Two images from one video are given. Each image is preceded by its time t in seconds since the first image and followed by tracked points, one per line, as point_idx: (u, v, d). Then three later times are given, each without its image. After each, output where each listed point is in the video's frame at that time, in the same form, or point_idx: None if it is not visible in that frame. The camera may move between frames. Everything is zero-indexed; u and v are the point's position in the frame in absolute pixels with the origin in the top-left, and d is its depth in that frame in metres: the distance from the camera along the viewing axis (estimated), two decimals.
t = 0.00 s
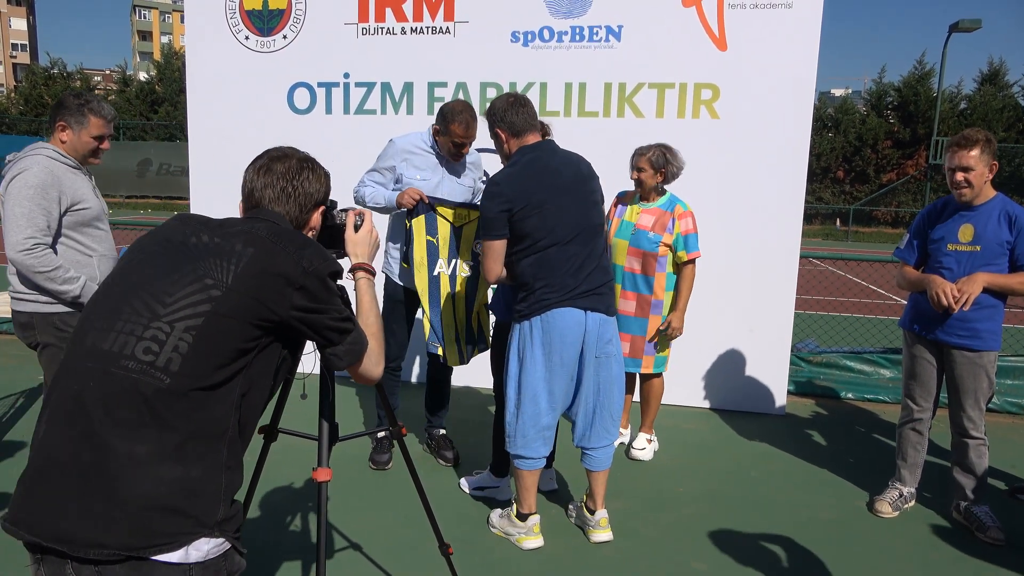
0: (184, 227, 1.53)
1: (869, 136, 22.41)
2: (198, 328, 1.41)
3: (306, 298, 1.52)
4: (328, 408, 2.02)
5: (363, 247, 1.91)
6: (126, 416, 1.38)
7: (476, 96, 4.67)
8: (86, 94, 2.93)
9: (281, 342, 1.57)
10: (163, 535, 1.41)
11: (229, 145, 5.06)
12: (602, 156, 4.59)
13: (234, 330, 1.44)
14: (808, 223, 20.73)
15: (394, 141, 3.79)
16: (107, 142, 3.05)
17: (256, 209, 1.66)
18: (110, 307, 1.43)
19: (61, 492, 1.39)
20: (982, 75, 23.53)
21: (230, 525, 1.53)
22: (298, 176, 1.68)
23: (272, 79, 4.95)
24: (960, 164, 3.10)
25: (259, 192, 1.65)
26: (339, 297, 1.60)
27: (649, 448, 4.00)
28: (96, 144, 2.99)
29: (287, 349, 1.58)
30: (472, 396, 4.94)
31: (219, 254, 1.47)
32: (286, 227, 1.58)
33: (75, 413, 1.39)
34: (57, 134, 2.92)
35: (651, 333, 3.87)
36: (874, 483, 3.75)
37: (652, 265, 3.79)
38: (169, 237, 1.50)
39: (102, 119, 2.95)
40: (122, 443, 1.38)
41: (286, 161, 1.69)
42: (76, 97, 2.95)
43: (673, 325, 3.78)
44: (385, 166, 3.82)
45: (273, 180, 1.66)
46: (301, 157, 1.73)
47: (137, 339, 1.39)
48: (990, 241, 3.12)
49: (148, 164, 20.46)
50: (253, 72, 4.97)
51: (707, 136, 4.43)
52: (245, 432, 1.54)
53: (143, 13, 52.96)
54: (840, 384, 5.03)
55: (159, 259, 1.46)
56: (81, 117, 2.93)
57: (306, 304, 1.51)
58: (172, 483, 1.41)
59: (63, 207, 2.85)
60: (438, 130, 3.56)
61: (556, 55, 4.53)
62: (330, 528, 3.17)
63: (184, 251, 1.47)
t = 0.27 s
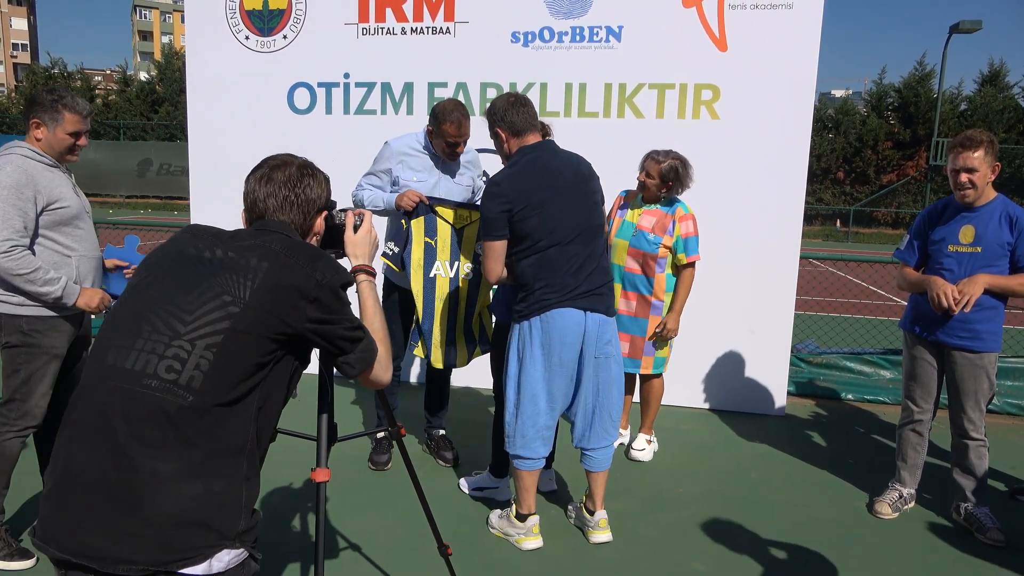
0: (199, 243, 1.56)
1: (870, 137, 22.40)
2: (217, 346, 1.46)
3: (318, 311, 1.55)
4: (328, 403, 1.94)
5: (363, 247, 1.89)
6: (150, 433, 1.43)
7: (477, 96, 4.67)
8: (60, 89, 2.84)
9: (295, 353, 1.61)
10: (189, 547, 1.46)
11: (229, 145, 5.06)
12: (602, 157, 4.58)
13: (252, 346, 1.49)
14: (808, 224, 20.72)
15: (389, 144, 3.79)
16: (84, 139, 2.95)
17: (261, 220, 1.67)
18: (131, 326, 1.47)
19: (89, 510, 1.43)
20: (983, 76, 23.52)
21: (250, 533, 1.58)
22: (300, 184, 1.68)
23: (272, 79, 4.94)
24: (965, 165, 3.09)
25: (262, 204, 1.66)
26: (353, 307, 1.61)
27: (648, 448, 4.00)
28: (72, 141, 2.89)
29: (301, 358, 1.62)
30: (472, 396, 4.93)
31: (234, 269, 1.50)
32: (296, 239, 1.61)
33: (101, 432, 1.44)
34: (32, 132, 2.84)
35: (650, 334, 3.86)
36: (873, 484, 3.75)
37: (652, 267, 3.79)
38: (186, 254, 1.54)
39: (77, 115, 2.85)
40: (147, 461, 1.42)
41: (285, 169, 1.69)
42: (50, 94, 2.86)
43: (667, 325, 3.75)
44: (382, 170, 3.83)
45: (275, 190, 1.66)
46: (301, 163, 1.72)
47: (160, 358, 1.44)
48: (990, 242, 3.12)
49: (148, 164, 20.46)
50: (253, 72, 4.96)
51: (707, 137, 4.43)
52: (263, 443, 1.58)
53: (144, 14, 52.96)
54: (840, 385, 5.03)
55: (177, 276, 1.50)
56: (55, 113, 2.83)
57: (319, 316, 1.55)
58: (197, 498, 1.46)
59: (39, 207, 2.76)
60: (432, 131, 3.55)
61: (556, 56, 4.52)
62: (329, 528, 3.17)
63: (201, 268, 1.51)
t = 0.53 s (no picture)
0: (200, 257, 1.56)
1: (866, 138, 22.44)
2: (222, 360, 1.46)
3: (321, 320, 1.55)
4: (323, 404, 1.93)
5: (359, 248, 1.86)
6: (157, 449, 1.42)
7: (474, 97, 4.67)
8: (24, 87, 2.72)
9: (297, 362, 1.62)
10: (200, 558, 1.45)
11: (226, 145, 5.05)
12: (600, 157, 4.58)
13: (256, 358, 1.49)
14: (805, 224, 20.75)
15: (380, 145, 3.79)
16: (50, 140, 2.82)
17: (259, 228, 1.66)
18: (136, 344, 1.47)
19: (102, 525, 1.43)
20: (980, 78, 23.58)
21: (261, 540, 1.57)
22: (297, 192, 1.68)
23: (269, 79, 4.94)
24: (965, 167, 3.07)
25: (259, 212, 1.65)
26: (353, 313, 1.60)
27: (645, 449, 4.00)
28: (37, 141, 2.76)
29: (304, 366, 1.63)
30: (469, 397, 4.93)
31: (236, 282, 1.50)
32: (296, 249, 1.61)
33: (108, 449, 1.43)
34: None
35: (647, 335, 3.86)
36: (870, 485, 3.75)
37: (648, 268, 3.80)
38: (188, 269, 1.54)
39: (41, 113, 2.73)
40: (155, 476, 1.42)
41: (281, 177, 1.68)
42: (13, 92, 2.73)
43: (662, 326, 3.79)
44: (375, 172, 3.81)
45: (273, 199, 1.65)
46: (297, 170, 1.72)
47: (166, 375, 1.44)
48: (988, 243, 3.13)
49: (146, 163, 20.44)
50: (250, 72, 4.96)
51: (704, 138, 4.43)
52: (269, 451, 1.59)
53: (141, 13, 52.86)
54: (836, 385, 5.03)
55: (180, 292, 1.50)
56: (18, 112, 2.70)
57: (321, 325, 1.55)
58: (207, 509, 1.46)
59: None
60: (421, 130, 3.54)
61: (554, 56, 4.52)
62: (326, 529, 3.16)
63: (203, 283, 1.51)
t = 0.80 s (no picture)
0: (199, 264, 1.55)
1: (864, 139, 22.47)
2: (223, 370, 1.46)
3: (320, 327, 1.55)
4: (321, 405, 1.93)
5: (357, 248, 1.86)
6: (160, 459, 1.42)
7: (472, 97, 4.67)
8: None
9: (297, 368, 1.61)
10: (204, 564, 1.46)
11: (223, 145, 5.04)
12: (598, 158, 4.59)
13: (257, 367, 1.49)
14: (803, 225, 20.77)
15: (375, 145, 3.77)
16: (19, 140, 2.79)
17: (259, 231, 1.66)
18: (137, 354, 1.47)
19: (106, 533, 1.43)
20: (977, 78, 23.61)
21: (263, 543, 1.58)
22: (296, 194, 1.68)
23: (267, 79, 4.93)
24: (966, 168, 3.06)
25: (259, 215, 1.65)
26: (352, 317, 1.61)
27: (643, 449, 4.00)
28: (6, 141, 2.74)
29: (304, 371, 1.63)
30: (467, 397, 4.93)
31: (236, 291, 1.50)
32: (295, 255, 1.60)
33: (112, 459, 1.43)
34: None
35: (645, 336, 3.86)
36: (867, 485, 3.76)
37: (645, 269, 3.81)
38: (188, 277, 1.53)
39: (8, 112, 2.70)
40: (158, 485, 1.42)
41: (280, 180, 1.68)
42: None
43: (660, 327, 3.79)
44: (371, 172, 3.81)
45: (272, 202, 1.65)
46: (295, 171, 1.71)
47: (167, 386, 1.43)
48: (987, 243, 3.13)
49: (144, 163, 20.41)
50: (248, 71, 4.95)
51: (702, 138, 4.43)
52: (270, 456, 1.59)
53: (138, 13, 52.77)
54: (834, 385, 5.04)
55: (181, 301, 1.49)
56: None
57: (321, 331, 1.55)
58: (210, 516, 1.46)
59: None
60: (415, 130, 3.55)
61: (552, 56, 4.53)
62: (323, 530, 3.16)
63: (203, 291, 1.50)
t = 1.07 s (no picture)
0: (202, 267, 1.54)
1: (864, 139, 22.46)
2: (227, 375, 1.45)
3: (323, 330, 1.55)
4: (320, 405, 1.93)
5: (358, 247, 1.86)
6: (165, 464, 1.42)
7: (472, 96, 4.67)
8: None
9: (299, 371, 1.61)
10: (209, 566, 1.46)
11: (223, 144, 5.04)
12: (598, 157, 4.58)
13: (261, 370, 1.49)
14: (803, 224, 20.77)
15: (374, 145, 3.77)
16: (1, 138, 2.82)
17: (261, 232, 1.66)
18: (142, 358, 1.46)
19: (111, 536, 1.43)
20: (977, 78, 23.59)
21: (266, 544, 1.58)
22: (297, 194, 1.67)
23: (267, 78, 4.93)
24: (971, 168, 3.06)
25: (261, 216, 1.65)
26: (355, 319, 1.61)
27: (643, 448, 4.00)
28: None
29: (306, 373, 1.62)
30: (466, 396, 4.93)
31: (240, 295, 1.49)
32: (298, 258, 1.60)
33: (117, 463, 1.43)
34: None
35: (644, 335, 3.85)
36: (867, 485, 3.76)
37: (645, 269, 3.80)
38: (191, 281, 1.52)
39: None
40: (163, 489, 1.42)
41: (281, 180, 1.67)
42: None
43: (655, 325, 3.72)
44: (370, 172, 3.81)
45: (274, 202, 1.65)
46: (296, 171, 1.71)
47: (172, 391, 1.43)
48: (988, 243, 3.13)
49: (144, 162, 20.41)
50: (248, 70, 4.95)
51: (702, 138, 4.43)
52: (274, 458, 1.59)
53: (138, 12, 52.74)
54: (834, 385, 5.04)
55: (185, 304, 1.48)
56: None
57: (324, 334, 1.55)
58: (215, 519, 1.46)
59: None
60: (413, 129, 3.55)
61: (552, 55, 4.52)
62: (323, 529, 3.16)
63: (207, 295, 1.49)
